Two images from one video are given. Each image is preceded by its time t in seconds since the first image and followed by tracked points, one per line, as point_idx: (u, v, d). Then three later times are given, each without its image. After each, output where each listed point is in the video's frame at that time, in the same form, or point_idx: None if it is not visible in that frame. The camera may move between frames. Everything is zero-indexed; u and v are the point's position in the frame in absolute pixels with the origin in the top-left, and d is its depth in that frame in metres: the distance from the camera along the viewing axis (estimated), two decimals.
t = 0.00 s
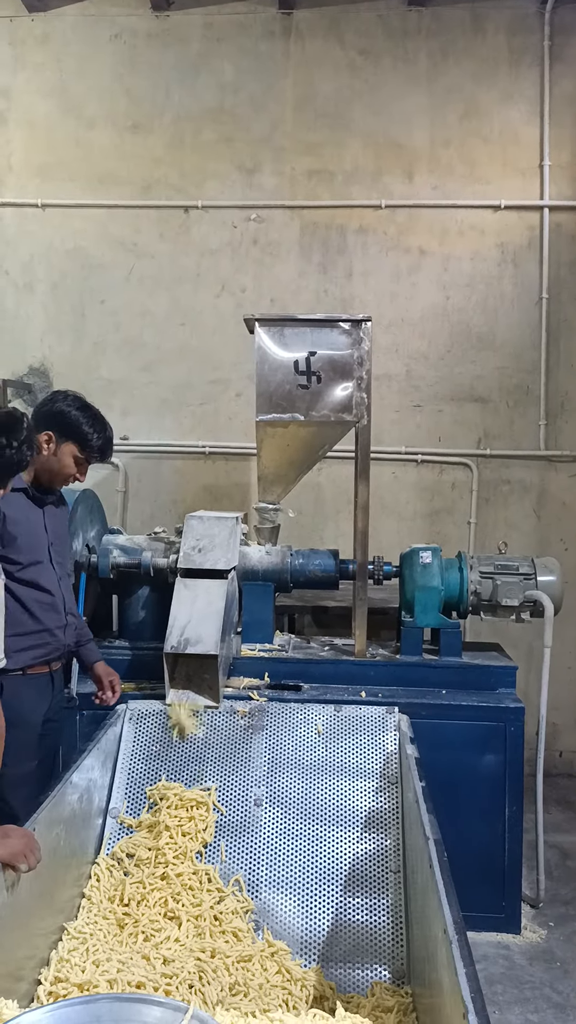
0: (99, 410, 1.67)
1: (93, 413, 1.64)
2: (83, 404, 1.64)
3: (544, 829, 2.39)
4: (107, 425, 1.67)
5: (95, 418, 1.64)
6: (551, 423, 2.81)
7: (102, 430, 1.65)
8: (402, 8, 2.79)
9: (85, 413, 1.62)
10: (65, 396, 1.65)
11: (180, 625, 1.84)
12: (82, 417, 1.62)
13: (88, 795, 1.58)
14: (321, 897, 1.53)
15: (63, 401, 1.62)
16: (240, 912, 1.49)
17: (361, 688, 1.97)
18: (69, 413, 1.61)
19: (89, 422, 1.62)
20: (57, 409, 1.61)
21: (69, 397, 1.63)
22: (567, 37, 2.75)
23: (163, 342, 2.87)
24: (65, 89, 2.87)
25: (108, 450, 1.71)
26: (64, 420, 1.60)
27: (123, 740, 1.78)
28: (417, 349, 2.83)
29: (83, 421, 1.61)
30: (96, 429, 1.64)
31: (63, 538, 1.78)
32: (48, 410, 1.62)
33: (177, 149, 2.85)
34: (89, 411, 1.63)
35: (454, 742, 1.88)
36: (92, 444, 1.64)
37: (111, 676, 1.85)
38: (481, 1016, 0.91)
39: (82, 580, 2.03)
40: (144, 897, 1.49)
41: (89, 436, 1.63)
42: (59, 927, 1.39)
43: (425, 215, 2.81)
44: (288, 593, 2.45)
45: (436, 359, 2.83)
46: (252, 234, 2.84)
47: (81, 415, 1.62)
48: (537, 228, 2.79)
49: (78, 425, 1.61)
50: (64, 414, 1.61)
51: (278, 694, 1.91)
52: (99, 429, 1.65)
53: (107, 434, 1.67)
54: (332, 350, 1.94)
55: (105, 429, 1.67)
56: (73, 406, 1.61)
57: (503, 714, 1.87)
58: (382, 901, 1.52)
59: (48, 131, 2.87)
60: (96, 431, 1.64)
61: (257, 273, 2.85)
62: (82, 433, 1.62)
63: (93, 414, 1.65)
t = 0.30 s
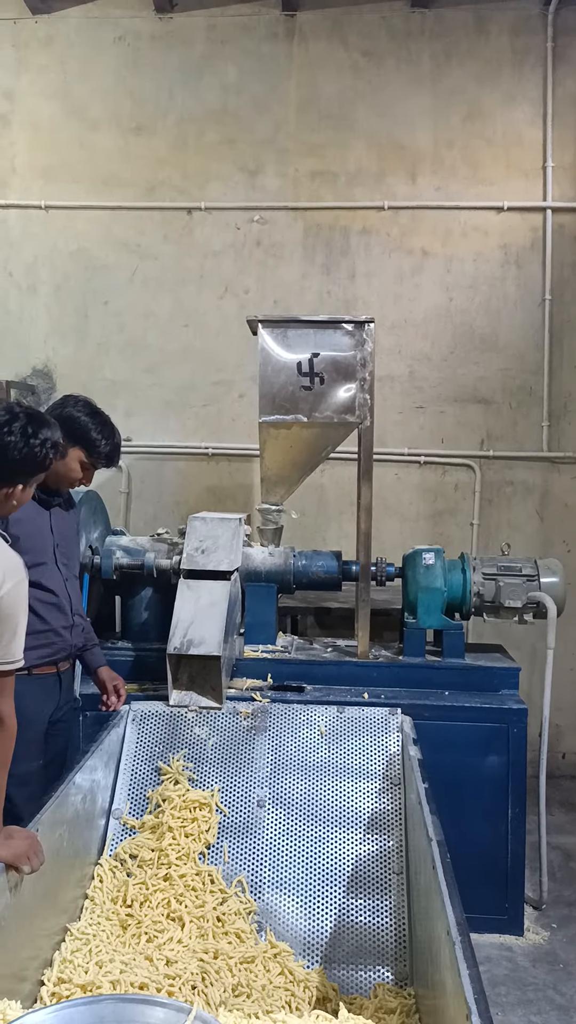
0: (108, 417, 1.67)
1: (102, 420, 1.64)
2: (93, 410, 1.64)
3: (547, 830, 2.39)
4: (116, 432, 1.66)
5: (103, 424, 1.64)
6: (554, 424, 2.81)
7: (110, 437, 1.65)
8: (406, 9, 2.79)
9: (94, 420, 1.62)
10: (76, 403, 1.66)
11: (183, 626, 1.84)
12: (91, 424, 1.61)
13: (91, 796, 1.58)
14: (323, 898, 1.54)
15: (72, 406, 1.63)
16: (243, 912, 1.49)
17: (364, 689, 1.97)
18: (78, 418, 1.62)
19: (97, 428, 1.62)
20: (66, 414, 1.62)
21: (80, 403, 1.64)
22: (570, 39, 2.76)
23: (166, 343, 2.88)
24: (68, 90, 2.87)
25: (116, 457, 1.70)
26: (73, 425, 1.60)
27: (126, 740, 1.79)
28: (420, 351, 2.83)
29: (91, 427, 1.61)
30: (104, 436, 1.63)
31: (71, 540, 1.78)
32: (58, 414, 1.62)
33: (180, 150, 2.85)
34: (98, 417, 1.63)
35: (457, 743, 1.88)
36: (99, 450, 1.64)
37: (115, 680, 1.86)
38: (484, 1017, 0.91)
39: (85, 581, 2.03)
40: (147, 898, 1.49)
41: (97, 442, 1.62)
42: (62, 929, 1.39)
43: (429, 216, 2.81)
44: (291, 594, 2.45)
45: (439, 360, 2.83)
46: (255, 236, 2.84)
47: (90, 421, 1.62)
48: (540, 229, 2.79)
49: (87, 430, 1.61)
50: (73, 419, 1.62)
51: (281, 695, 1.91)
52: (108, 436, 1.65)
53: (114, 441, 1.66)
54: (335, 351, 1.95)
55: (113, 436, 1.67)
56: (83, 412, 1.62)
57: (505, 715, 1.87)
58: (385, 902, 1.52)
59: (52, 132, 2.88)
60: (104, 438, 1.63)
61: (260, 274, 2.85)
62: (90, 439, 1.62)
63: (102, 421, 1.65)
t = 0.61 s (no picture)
0: (118, 421, 1.67)
1: (112, 424, 1.64)
2: (103, 414, 1.64)
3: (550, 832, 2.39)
4: (124, 436, 1.66)
5: (113, 428, 1.64)
6: (557, 426, 2.81)
7: (119, 441, 1.65)
8: (409, 10, 2.79)
9: (103, 423, 1.62)
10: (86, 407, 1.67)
11: (186, 626, 1.84)
12: (100, 427, 1.62)
13: (93, 797, 1.58)
14: (326, 899, 1.53)
15: (83, 409, 1.64)
16: (245, 914, 1.49)
17: (367, 690, 1.97)
18: (88, 421, 1.62)
19: (106, 432, 1.62)
20: (77, 417, 1.62)
21: (90, 406, 1.65)
22: (573, 40, 2.75)
23: (169, 345, 2.88)
24: (72, 92, 2.88)
25: (126, 461, 1.69)
26: (82, 428, 1.61)
27: (128, 742, 1.78)
28: (423, 352, 2.83)
29: (100, 430, 1.61)
30: (113, 439, 1.63)
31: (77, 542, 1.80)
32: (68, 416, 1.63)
33: (183, 151, 2.86)
34: (108, 421, 1.64)
35: (460, 745, 1.88)
36: (108, 453, 1.63)
37: (120, 685, 1.85)
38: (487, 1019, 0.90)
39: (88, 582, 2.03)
40: (150, 900, 1.49)
41: (106, 446, 1.62)
42: (65, 930, 1.39)
43: (432, 217, 2.80)
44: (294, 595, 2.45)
45: (442, 361, 2.83)
46: (258, 237, 2.84)
47: (99, 424, 1.62)
48: (544, 230, 2.79)
49: (96, 434, 1.61)
50: (83, 421, 1.62)
51: (284, 696, 1.91)
52: (117, 440, 1.64)
53: (124, 445, 1.66)
54: (338, 353, 1.95)
55: (123, 440, 1.66)
56: (92, 415, 1.62)
57: (508, 717, 1.86)
58: (387, 904, 1.52)
59: (55, 134, 2.88)
60: (113, 442, 1.63)
61: (264, 275, 2.85)
62: (99, 442, 1.62)
63: (111, 425, 1.65)
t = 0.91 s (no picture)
0: (149, 441, 1.66)
1: (144, 443, 1.63)
2: (135, 432, 1.63)
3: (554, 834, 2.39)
4: (155, 456, 1.65)
5: (145, 447, 1.63)
6: (561, 428, 2.81)
7: (149, 460, 1.64)
8: (413, 13, 2.80)
9: (136, 442, 1.61)
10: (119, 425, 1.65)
11: (190, 627, 1.85)
12: (133, 445, 1.60)
13: (98, 799, 1.59)
14: (330, 901, 1.54)
15: (115, 428, 1.61)
16: (248, 915, 1.49)
17: (370, 691, 1.98)
18: (120, 439, 1.61)
19: (138, 453, 1.61)
20: (108, 435, 1.60)
21: (123, 425, 1.63)
22: None
23: (173, 347, 2.89)
24: (76, 95, 2.89)
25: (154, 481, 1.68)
26: (114, 444, 1.59)
27: (132, 743, 1.79)
28: (427, 354, 2.84)
29: (132, 448, 1.60)
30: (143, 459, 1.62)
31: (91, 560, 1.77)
32: (99, 434, 1.61)
33: (188, 154, 2.86)
34: (140, 440, 1.63)
35: (464, 747, 1.88)
36: (137, 470, 1.62)
37: (149, 707, 1.80)
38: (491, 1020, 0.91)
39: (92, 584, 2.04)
40: (154, 901, 1.50)
41: (136, 464, 1.61)
42: (69, 930, 1.40)
43: (435, 219, 2.81)
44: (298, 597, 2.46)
45: (446, 364, 2.83)
46: (262, 239, 2.85)
47: (132, 445, 1.60)
48: (547, 233, 2.79)
49: (127, 451, 1.60)
50: (114, 440, 1.60)
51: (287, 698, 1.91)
52: (147, 459, 1.63)
53: (153, 465, 1.65)
54: (341, 355, 1.95)
55: (152, 459, 1.65)
56: (126, 433, 1.61)
57: (512, 719, 1.86)
58: (391, 906, 1.52)
59: (60, 137, 2.89)
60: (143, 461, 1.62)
61: (267, 278, 2.85)
62: (129, 460, 1.61)
63: (143, 444, 1.64)
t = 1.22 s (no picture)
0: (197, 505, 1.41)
1: (193, 509, 1.39)
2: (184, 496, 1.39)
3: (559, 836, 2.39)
4: (203, 524, 1.41)
5: (193, 514, 1.39)
6: (566, 430, 2.81)
7: (197, 527, 1.40)
8: (417, 16, 2.80)
9: (184, 509, 1.37)
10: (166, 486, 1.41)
11: (195, 628, 1.85)
12: (180, 513, 1.37)
13: (103, 800, 1.59)
14: (335, 902, 1.54)
15: (164, 490, 1.38)
16: (254, 917, 1.50)
17: (375, 692, 1.98)
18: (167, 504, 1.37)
19: (186, 524, 1.37)
20: (156, 500, 1.37)
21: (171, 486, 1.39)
22: None
23: (178, 350, 2.89)
24: (81, 98, 2.90)
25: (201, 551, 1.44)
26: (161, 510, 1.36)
27: (138, 744, 1.79)
28: (431, 356, 2.84)
29: (179, 516, 1.36)
30: (191, 527, 1.38)
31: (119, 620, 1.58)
32: (147, 498, 1.39)
33: (193, 156, 2.87)
34: (188, 505, 1.38)
35: (469, 749, 1.88)
36: (184, 541, 1.38)
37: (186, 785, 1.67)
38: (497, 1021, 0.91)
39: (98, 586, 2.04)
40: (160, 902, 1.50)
41: (183, 533, 1.37)
42: (75, 931, 1.40)
43: (440, 222, 2.81)
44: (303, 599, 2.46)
45: (450, 366, 2.84)
46: (266, 242, 2.85)
47: (180, 515, 1.36)
48: (551, 235, 2.79)
49: (174, 518, 1.36)
50: (162, 507, 1.37)
51: (292, 699, 1.91)
52: (196, 527, 1.40)
53: (201, 533, 1.41)
54: (346, 357, 1.96)
55: (200, 527, 1.41)
56: (174, 497, 1.37)
57: (517, 720, 1.87)
58: (396, 907, 1.52)
59: (65, 141, 2.90)
60: (191, 529, 1.38)
61: (272, 281, 2.86)
62: (176, 528, 1.37)
63: (191, 510, 1.40)
